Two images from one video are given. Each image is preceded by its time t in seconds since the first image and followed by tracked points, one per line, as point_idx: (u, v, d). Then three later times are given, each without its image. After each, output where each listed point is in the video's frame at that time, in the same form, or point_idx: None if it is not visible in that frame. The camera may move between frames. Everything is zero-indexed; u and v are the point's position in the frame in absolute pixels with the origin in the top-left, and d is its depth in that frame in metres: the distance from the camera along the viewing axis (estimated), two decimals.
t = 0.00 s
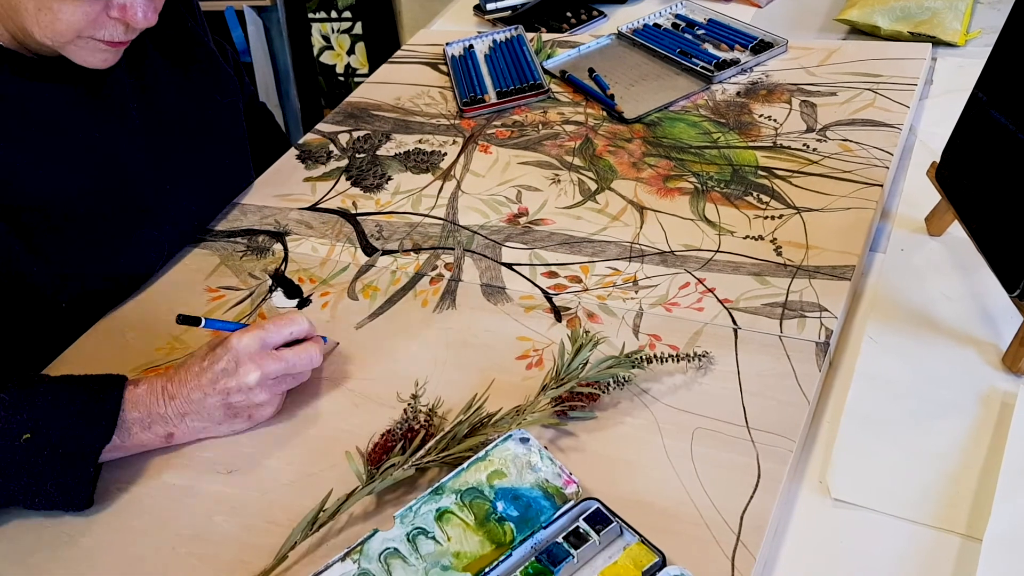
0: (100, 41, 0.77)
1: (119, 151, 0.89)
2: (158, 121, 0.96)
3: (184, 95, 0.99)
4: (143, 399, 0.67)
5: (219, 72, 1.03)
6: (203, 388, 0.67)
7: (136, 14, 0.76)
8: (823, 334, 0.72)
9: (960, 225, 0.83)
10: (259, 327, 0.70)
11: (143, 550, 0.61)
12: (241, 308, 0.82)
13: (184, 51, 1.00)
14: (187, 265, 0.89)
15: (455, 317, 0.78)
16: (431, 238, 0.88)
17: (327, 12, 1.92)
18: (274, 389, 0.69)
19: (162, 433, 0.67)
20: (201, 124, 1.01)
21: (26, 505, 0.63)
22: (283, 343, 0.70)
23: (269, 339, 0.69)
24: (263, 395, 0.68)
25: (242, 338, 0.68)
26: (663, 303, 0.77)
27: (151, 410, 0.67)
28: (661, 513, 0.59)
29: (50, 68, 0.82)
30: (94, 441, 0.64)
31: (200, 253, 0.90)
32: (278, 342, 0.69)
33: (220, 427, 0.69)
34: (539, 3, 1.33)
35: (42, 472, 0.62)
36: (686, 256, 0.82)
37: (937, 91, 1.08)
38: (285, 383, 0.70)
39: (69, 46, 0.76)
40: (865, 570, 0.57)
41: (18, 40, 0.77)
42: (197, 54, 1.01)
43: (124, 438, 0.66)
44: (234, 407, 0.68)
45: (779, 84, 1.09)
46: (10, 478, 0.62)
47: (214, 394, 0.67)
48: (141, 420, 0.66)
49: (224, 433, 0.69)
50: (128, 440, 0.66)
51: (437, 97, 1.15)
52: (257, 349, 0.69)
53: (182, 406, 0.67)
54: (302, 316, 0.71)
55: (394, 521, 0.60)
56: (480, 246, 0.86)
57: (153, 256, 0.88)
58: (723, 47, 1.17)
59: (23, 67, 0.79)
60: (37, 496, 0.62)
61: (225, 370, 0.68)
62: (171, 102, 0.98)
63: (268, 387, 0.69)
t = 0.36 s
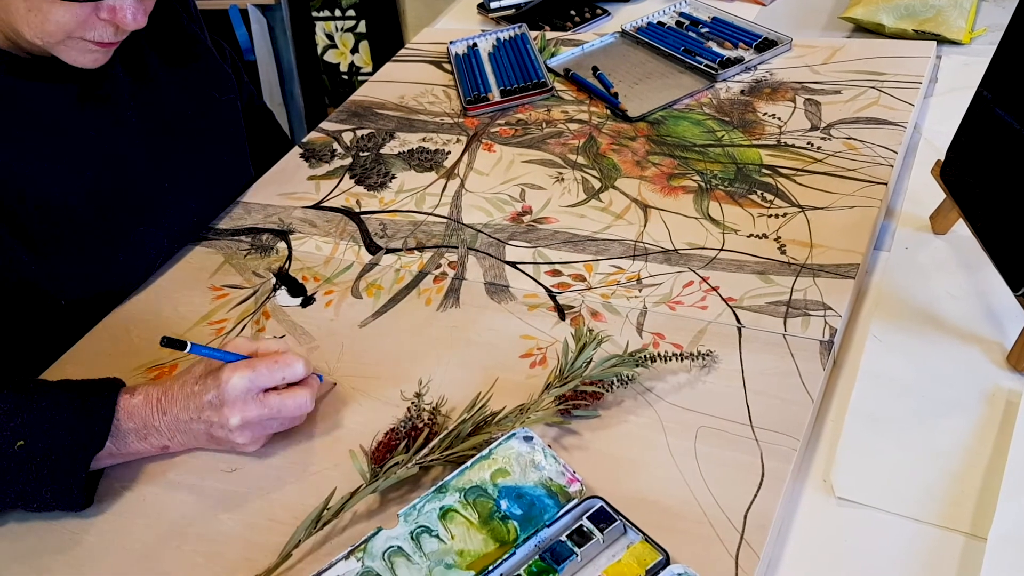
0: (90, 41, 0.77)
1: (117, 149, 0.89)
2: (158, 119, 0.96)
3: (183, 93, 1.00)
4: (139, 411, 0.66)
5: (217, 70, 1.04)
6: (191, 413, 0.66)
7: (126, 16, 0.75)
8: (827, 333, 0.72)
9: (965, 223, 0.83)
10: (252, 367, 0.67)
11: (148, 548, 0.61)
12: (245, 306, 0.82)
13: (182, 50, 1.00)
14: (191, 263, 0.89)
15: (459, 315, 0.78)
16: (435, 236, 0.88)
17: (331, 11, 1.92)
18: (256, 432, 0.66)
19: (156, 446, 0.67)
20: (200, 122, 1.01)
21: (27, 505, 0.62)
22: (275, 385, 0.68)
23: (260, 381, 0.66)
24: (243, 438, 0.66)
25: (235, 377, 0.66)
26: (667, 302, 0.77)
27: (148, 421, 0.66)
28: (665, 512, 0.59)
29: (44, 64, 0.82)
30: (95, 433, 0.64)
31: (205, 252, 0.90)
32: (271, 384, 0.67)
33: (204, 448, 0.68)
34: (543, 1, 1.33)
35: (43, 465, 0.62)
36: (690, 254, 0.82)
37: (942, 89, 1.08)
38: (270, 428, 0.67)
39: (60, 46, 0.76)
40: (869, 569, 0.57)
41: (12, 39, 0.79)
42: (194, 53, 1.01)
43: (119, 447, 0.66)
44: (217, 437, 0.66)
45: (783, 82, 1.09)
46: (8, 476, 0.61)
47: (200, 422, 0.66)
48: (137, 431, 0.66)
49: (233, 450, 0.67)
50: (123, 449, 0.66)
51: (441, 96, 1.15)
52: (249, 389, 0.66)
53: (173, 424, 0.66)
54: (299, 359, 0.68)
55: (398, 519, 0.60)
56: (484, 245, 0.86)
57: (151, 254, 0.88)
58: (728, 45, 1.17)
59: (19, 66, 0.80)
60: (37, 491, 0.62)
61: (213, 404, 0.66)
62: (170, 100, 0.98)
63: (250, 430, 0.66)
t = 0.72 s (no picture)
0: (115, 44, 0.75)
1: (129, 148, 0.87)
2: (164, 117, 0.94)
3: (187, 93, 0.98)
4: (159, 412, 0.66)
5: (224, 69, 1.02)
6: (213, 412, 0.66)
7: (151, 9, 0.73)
8: (828, 333, 0.72)
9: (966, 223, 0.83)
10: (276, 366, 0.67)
11: (148, 548, 0.61)
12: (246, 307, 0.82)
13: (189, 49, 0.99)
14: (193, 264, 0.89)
15: (460, 315, 0.78)
16: (436, 236, 0.88)
17: (332, 11, 1.92)
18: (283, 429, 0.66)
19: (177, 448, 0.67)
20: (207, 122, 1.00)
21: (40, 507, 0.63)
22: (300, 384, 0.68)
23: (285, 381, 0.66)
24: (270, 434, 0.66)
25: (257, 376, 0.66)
26: (669, 302, 0.77)
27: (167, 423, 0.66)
28: (666, 513, 0.59)
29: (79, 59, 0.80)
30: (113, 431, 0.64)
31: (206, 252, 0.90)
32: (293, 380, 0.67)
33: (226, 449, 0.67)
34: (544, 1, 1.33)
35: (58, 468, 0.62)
36: (692, 254, 0.82)
37: (943, 89, 1.07)
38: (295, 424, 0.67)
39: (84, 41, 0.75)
40: (870, 570, 0.57)
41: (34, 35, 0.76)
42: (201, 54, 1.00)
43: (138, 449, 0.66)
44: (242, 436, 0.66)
45: (785, 82, 1.09)
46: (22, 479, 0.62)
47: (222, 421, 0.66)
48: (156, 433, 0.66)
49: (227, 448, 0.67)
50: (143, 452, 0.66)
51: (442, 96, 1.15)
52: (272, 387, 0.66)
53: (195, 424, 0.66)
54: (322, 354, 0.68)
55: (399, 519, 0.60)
56: (485, 245, 0.86)
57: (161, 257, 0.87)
58: (729, 45, 1.17)
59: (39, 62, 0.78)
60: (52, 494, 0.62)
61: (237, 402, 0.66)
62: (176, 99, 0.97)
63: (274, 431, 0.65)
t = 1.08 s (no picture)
0: (141, 54, 0.73)
1: (146, 152, 0.86)
2: (180, 118, 0.93)
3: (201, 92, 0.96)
4: (180, 405, 0.66)
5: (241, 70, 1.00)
6: (235, 405, 0.66)
7: (181, 30, 0.71)
8: (829, 335, 0.72)
9: (967, 225, 0.83)
10: (299, 354, 0.67)
11: (150, 550, 0.61)
12: (247, 309, 0.82)
13: (208, 49, 0.97)
14: (194, 266, 0.89)
15: (461, 317, 0.78)
16: (436, 239, 0.88)
17: (332, 13, 1.92)
18: (304, 420, 0.67)
19: (196, 440, 0.67)
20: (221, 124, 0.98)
21: (61, 506, 0.63)
22: (321, 372, 0.68)
23: (309, 369, 0.67)
24: (292, 426, 0.66)
25: (285, 367, 0.66)
26: (669, 304, 0.77)
27: (186, 416, 0.66)
28: (666, 515, 0.59)
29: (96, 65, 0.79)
30: (132, 428, 0.65)
31: (206, 254, 0.90)
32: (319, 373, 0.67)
33: (245, 440, 0.68)
34: (544, 4, 1.33)
35: (77, 465, 0.62)
36: (692, 257, 0.82)
37: (943, 91, 1.08)
38: (316, 414, 0.68)
39: (109, 58, 0.72)
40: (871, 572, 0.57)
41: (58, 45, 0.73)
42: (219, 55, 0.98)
43: (158, 442, 0.66)
44: (262, 426, 0.67)
45: (785, 84, 1.09)
46: (40, 479, 0.62)
47: (244, 413, 0.66)
48: (176, 425, 0.66)
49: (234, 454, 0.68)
50: (162, 444, 0.66)
51: (442, 99, 1.15)
52: (296, 380, 0.66)
53: (216, 416, 0.67)
54: (345, 346, 0.69)
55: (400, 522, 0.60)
56: (486, 247, 0.86)
57: (169, 259, 0.86)
58: (729, 48, 1.17)
59: (62, 69, 0.76)
60: (70, 494, 0.62)
61: (260, 393, 0.66)
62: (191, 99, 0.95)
63: (296, 420, 0.66)
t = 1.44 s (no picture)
0: (131, 42, 0.73)
1: (150, 155, 0.86)
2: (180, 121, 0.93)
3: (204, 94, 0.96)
4: (180, 411, 0.66)
5: (243, 71, 1.00)
6: (235, 413, 0.66)
7: (161, 10, 0.71)
8: (829, 336, 0.72)
9: (967, 227, 0.83)
10: (299, 364, 0.66)
11: (150, 551, 0.61)
12: (248, 310, 0.82)
13: (211, 51, 0.97)
14: (194, 268, 0.89)
15: (461, 319, 0.78)
16: (437, 240, 0.88)
17: (333, 15, 1.92)
18: (304, 430, 0.66)
19: (197, 447, 0.66)
20: (224, 126, 0.98)
21: (61, 510, 0.63)
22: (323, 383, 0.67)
23: (308, 380, 0.66)
24: (292, 437, 0.65)
25: (283, 377, 0.65)
26: (669, 305, 0.77)
27: (185, 423, 0.66)
28: (666, 516, 0.59)
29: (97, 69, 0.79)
30: (136, 435, 0.64)
31: (207, 256, 0.90)
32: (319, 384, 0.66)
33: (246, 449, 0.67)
34: (544, 5, 1.33)
35: (75, 471, 0.62)
36: (692, 258, 0.82)
37: (944, 92, 1.08)
38: (317, 426, 0.67)
39: (101, 49, 0.73)
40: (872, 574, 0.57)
41: (59, 44, 0.75)
42: (222, 57, 0.98)
43: (158, 450, 0.66)
44: (263, 435, 0.66)
45: (785, 86, 1.09)
46: (39, 483, 0.62)
47: (244, 421, 0.65)
48: (175, 432, 0.66)
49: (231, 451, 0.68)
50: (163, 452, 0.66)
51: (443, 100, 1.15)
52: (295, 391, 0.65)
53: (215, 424, 0.66)
54: (346, 357, 0.67)
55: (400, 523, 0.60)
56: (486, 249, 0.86)
57: (172, 261, 0.86)
58: (729, 49, 1.17)
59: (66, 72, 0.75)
60: (69, 498, 0.62)
61: (259, 402, 0.65)
62: (191, 100, 0.95)
63: (296, 430, 0.65)
